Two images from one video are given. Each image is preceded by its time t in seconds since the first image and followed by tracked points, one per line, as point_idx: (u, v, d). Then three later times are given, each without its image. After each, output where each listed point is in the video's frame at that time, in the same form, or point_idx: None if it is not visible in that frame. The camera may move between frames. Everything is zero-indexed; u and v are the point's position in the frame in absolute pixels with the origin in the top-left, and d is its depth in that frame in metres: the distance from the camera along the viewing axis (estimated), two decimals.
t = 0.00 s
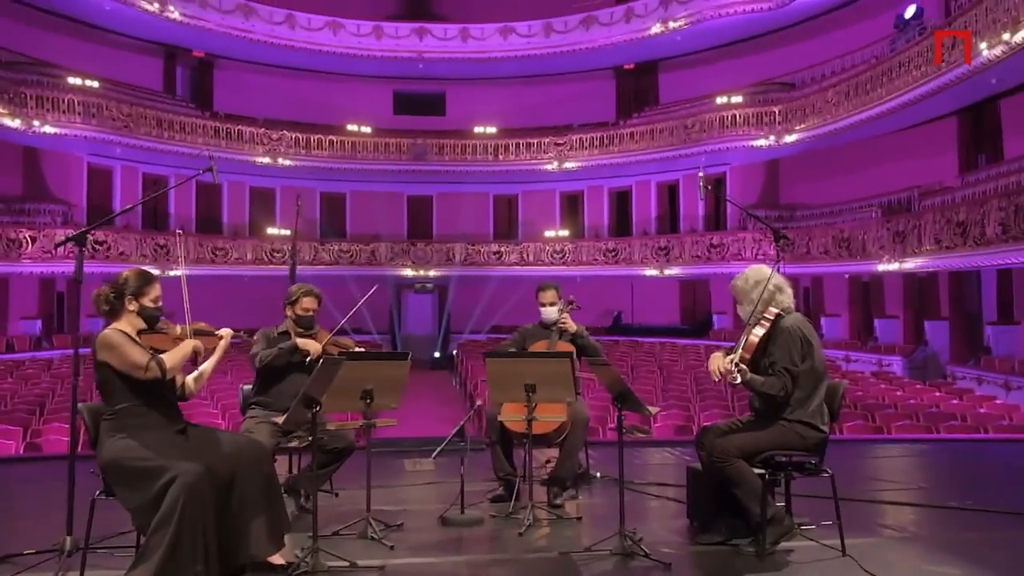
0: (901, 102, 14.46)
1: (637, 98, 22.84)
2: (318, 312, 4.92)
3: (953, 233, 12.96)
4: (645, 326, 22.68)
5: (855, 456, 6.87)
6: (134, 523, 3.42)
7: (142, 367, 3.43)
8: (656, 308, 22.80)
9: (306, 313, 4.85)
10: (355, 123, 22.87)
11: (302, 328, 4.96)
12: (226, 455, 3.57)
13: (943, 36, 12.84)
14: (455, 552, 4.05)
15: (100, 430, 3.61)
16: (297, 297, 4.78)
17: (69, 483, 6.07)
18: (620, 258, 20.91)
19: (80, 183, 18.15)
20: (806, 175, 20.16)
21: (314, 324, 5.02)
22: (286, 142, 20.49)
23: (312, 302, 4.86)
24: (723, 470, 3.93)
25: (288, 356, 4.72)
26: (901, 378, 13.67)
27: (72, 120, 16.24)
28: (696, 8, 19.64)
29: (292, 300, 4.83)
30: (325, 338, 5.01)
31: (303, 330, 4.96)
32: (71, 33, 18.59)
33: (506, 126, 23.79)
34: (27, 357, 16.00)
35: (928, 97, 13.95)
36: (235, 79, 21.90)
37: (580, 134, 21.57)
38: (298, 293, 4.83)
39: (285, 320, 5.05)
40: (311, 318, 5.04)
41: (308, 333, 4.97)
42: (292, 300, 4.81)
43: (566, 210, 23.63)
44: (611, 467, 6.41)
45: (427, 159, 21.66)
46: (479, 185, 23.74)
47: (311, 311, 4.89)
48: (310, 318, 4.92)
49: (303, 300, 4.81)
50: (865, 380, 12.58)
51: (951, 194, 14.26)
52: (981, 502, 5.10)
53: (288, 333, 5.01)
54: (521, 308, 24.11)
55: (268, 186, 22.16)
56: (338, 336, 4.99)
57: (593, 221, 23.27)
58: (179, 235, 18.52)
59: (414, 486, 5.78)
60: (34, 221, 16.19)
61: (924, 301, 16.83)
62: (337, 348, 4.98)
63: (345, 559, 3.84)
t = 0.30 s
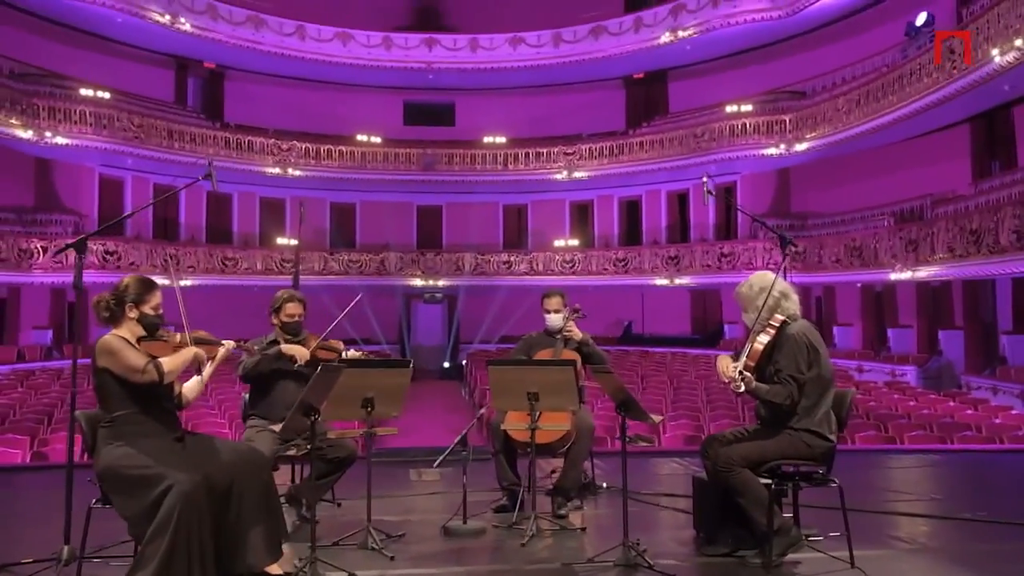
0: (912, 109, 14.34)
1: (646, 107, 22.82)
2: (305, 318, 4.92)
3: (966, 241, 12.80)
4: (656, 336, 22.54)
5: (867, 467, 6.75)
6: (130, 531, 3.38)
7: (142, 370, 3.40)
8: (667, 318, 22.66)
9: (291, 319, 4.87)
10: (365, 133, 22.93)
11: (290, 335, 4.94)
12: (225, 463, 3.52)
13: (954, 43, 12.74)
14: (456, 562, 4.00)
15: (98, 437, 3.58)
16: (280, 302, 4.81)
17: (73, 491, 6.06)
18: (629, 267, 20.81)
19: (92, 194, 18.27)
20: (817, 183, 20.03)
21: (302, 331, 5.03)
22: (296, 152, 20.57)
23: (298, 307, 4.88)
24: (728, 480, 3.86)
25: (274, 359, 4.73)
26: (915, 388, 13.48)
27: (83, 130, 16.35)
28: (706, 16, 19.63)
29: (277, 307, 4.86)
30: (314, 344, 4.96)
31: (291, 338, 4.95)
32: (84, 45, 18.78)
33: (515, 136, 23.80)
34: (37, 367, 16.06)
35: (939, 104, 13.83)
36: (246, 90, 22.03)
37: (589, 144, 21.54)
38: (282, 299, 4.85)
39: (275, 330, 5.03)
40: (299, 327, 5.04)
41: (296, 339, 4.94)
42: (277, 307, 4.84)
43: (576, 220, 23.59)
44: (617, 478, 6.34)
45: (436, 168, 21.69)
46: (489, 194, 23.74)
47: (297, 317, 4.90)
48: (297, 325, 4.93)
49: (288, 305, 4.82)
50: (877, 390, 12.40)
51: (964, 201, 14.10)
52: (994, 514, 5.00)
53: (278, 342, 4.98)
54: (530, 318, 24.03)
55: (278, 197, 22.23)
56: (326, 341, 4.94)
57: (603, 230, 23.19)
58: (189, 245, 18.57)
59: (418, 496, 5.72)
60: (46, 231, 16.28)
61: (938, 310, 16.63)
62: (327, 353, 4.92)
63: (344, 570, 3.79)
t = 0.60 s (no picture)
0: (926, 119, 14.23)
1: (659, 119, 22.80)
2: (297, 327, 4.87)
3: (982, 251, 12.62)
4: (669, 347, 22.41)
5: (883, 479, 6.63)
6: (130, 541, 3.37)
7: (137, 384, 3.39)
8: (680, 329, 22.51)
9: (283, 329, 4.81)
10: (378, 145, 23.05)
11: (282, 345, 4.90)
12: (227, 474, 3.51)
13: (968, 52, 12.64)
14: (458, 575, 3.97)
15: (100, 446, 3.57)
16: (271, 313, 4.75)
17: (81, 502, 6.07)
18: (642, 279, 20.71)
19: (107, 207, 18.46)
20: (832, 193, 19.88)
21: (295, 340, 4.97)
22: (309, 165, 20.70)
23: (289, 316, 4.82)
24: (736, 492, 3.81)
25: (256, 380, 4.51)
26: (932, 400, 13.27)
27: (99, 144, 16.51)
28: (717, 27, 19.61)
29: (268, 318, 4.81)
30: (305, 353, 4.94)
31: (283, 348, 4.91)
32: (101, 60, 19.00)
33: (527, 147, 23.84)
34: (52, 378, 16.17)
35: (953, 114, 13.70)
36: (260, 103, 22.21)
37: (601, 155, 21.53)
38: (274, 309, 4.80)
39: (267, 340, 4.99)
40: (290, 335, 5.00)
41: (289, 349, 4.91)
42: (269, 318, 4.78)
43: (588, 231, 23.56)
44: (626, 489, 6.27)
45: (449, 181, 21.75)
46: (501, 206, 23.78)
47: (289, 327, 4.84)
48: (290, 334, 4.88)
49: (279, 316, 4.77)
50: (893, 402, 12.23)
51: (979, 211, 13.95)
52: (1010, 527, 4.89)
53: (271, 353, 4.94)
54: (543, 330, 23.96)
55: (292, 210, 22.35)
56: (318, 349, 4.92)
57: (615, 242, 23.14)
58: (203, 257, 18.67)
59: (424, 508, 5.69)
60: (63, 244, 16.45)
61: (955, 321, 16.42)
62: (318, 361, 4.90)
63: None
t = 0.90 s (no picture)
0: (942, 127, 14.08)
1: (672, 129, 22.75)
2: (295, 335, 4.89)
3: (1000, 259, 12.43)
4: (683, 358, 22.24)
5: (900, 491, 6.52)
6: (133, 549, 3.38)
7: (133, 402, 3.36)
8: (696, 340, 22.32)
9: (282, 337, 4.84)
10: (391, 157, 23.13)
11: (282, 354, 4.92)
12: (231, 483, 3.46)
13: (984, 59, 12.52)
14: None
15: (105, 452, 3.59)
16: (268, 322, 4.78)
17: (92, 510, 6.10)
18: (656, 289, 20.60)
19: (124, 219, 18.64)
20: (848, 203, 19.70)
21: (293, 348, 4.99)
22: (323, 176, 20.79)
23: (286, 324, 4.85)
24: (746, 503, 3.74)
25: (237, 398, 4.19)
26: (951, 411, 13.06)
27: (116, 157, 16.67)
28: (731, 37, 19.58)
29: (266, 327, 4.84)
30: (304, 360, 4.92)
31: (282, 357, 4.92)
32: (119, 74, 19.25)
33: (541, 158, 23.85)
34: (68, 389, 16.26)
35: (969, 122, 13.56)
36: (275, 116, 22.40)
37: (615, 165, 21.49)
38: (271, 318, 4.82)
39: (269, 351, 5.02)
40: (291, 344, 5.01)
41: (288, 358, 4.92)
42: (266, 328, 4.81)
43: (602, 242, 23.50)
44: (637, 500, 6.20)
45: (463, 192, 21.78)
46: (515, 217, 23.76)
47: (286, 335, 4.86)
48: (288, 342, 4.89)
49: (275, 324, 4.80)
50: (911, 413, 12.04)
51: (998, 219, 13.75)
52: None
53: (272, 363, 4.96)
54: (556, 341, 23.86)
55: (307, 221, 22.44)
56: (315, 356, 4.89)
57: (629, 252, 23.06)
58: (218, 269, 18.76)
59: (432, 518, 5.66)
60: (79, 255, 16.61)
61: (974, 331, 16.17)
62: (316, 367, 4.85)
63: None
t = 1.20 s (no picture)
0: (960, 134, 13.92)
1: (687, 138, 22.69)
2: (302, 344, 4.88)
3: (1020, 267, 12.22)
4: (699, 369, 22.07)
5: (918, 502, 6.40)
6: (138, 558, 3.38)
7: (135, 411, 3.39)
8: (712, 350, 22.13)
9: (288, 346, 4.84)
10: (406, 167, 23.21)
11: (288, 363, 4.90)
12: (235, 493, 3.45)
13: (1002, 64, 12.38)
14: None
15: (111, 458, 3.59)
16: (276, 330, 4.78)
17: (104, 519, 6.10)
18: (671, 299, 20.48)
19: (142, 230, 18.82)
20: (865, 211, 19.52)
21: (299, 358, 4.99)
22: (339, 188, 20.90)
23: (293, 333, 4.84)
24: (757, 512, 3.68)
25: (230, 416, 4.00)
26: (972, 421, 12.83)
27: (133, 169, 16.81)
28: (745, 45, 19.53)
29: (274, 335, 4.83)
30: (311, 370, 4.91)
31: (287, 366, 4.90)
32: (137, 87, 19.48)
33: (555, 168, 23.84)
34: (85, 399, 16.38)
35: (988, 128, 13.38)
36: (292, 128, 22.58)
37: (629, 175, 21.44)
38: (279, 326, 4.82)
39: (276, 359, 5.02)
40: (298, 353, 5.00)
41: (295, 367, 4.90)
42: (273, 336, 4.81)
43: (617, 251, 23.42)
44: (650, 510, 6.13)
45: (477, 202, 21.80)
46: (529, 227, 23.75)
47: (294, 344, 4.86)
48: (295, 352, 4.89)
49: (283, 333, 4.80)
50: (930, 423, 11.85)
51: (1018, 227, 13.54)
52: None
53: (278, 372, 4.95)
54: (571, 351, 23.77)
55: (322, 233, 22.54)
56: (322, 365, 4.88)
57: (644, 261, 22.96)
58: (235, 279, 18.87)
59: (442, 528, 5.62)
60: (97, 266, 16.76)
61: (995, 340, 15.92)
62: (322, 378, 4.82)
63: None
